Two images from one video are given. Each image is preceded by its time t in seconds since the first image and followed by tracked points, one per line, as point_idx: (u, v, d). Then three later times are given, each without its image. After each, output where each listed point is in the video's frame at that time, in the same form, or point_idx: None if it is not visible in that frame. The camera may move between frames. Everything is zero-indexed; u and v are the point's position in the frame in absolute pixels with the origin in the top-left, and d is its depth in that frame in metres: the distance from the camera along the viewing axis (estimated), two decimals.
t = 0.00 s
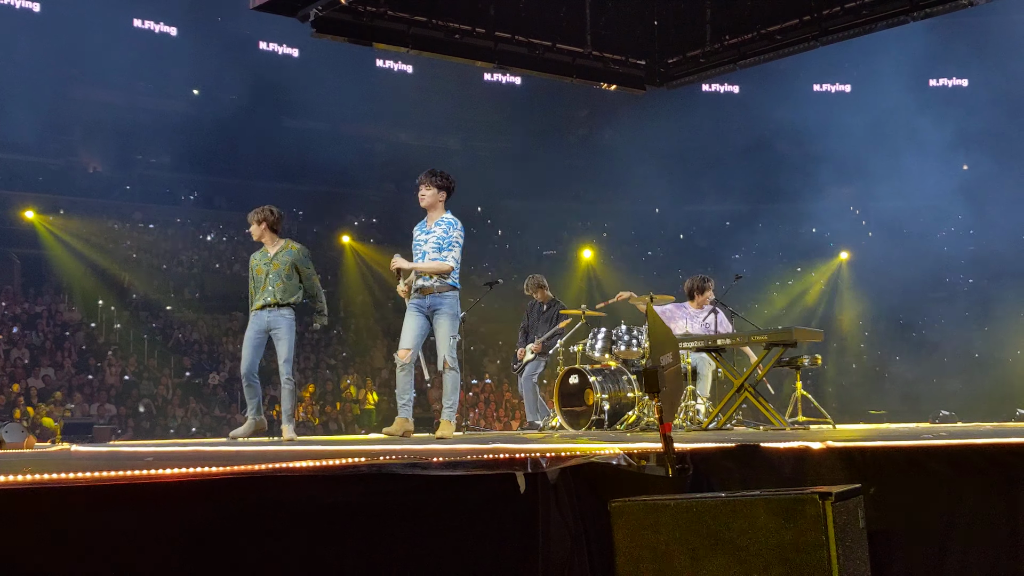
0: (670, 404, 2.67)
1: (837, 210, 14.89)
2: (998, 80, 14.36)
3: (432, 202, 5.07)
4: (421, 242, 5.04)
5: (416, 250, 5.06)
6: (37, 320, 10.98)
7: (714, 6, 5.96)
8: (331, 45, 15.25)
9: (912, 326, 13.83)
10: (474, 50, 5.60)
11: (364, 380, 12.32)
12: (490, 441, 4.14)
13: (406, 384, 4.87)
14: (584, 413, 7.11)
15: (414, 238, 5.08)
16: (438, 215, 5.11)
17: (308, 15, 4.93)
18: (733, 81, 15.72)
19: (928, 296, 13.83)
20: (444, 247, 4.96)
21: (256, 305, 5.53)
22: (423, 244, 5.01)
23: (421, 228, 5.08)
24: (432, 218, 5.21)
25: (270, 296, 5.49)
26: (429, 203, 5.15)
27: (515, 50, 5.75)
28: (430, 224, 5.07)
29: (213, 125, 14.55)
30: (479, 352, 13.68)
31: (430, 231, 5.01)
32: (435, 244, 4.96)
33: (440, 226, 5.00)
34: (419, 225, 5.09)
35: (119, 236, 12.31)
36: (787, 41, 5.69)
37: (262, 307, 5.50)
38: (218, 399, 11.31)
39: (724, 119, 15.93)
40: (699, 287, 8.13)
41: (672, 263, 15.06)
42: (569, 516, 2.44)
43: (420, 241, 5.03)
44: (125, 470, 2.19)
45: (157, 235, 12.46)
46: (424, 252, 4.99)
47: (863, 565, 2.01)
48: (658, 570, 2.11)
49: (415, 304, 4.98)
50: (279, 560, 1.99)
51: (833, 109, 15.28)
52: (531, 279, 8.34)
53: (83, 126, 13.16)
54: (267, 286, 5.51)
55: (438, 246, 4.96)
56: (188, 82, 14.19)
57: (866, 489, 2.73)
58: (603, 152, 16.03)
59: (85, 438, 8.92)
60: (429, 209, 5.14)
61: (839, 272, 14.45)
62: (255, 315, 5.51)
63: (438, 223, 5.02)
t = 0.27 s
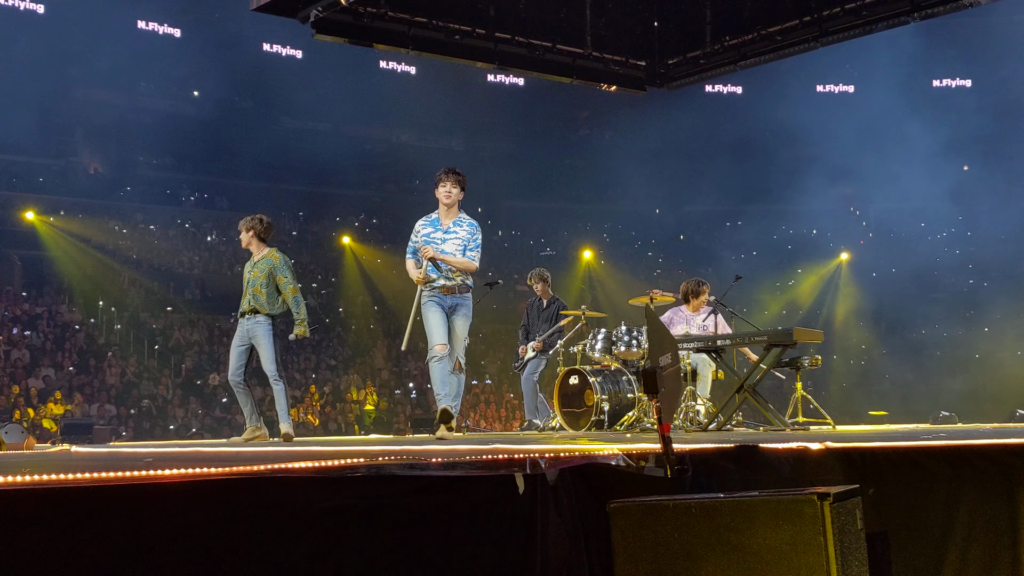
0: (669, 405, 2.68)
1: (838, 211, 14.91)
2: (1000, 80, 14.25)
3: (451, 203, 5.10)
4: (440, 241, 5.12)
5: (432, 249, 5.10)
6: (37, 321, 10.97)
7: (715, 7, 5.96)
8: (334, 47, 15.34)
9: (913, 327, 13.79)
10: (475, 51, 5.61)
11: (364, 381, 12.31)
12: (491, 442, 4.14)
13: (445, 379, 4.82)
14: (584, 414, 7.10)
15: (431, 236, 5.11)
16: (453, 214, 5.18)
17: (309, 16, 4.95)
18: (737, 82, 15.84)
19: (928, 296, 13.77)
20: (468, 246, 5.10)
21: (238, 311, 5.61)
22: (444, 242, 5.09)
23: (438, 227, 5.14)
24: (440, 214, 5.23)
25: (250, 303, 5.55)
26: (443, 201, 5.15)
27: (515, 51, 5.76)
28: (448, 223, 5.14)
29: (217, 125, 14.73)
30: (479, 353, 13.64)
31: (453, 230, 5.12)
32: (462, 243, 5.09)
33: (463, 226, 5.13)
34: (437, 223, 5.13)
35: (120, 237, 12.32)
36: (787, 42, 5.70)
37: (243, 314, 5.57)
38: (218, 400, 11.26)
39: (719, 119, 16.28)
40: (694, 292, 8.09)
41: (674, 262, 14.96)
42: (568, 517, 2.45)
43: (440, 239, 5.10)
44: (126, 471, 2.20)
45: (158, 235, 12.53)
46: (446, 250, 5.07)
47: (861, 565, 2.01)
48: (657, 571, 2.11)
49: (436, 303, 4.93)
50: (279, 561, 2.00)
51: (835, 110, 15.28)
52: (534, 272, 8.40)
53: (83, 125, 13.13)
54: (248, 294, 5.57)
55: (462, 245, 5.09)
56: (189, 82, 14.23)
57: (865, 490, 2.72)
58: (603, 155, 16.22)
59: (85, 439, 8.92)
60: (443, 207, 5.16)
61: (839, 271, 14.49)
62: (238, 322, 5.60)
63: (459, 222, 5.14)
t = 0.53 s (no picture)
0: (669, 406, 2.68)
1: (837, 211, 14.88)
2: (1000, 82, 14.37)
3: (462, 203, 5.09)
4: (455, 242, 5.10)
5: (448, 250, 5.09)
6: (38, 320, 10.95)
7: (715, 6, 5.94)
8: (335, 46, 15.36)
9: (913, 328, 13.74)
10: (475, 51, 5.61)
11: (365, 381, 12.32)
12: (491, 442, 4.14)
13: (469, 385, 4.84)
14: (584, 414, 7.11)
15: (446, 237, 5.10)
16: (462, 214, 5.19)
17: (309, 16, 4.94)
18: (740, 81, 15.67)
19: (928, 295, 13.73)
20: (483, 245, 5.14)
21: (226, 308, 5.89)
22: (460, 243, 5.10)
23: (451, 227, 5.13)
24: (448, 214, 5.21)
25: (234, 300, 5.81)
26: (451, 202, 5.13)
27: (515, 51, 5.76)
28: (460, 223, 5.15)
29: (217, 125, 14.69)
30: (480, 353, 13.62)
31: (467, 230, 5.14)
32: (478, 243, 5.12)
33: (475, 225, 5.17)
34: (450, 224, 5.13)
35: (120, 237, 12.32)
36: (788, 42, 5.70)
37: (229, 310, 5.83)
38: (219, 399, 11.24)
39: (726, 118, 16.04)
40: (697, 288, 8.13)
41: (675, 262, 14.91)
42: (567, 519, 2.45)
43: (456, 240, 5.10)
44: (128, 471, 2.20)
45: (159, 235, 12.55)
46: (463, 251, 5.08)
47: (863, 565, 2.01)
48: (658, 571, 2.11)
49: (456, 307, 4.95)
50: (279, 562, 1.99)
51: (837, 110, 15.25)
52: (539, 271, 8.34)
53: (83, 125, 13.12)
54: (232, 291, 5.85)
55: (477, 244, 5.13)
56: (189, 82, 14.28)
57: (866, 490, 2.72)
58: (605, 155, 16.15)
59: (85, 438, 8.91)
60: (452, 207, 5.14)
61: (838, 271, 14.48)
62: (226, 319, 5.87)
63: (471, 222, 5.18)
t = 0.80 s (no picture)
0: (674, 408, 2.68)
1: (836, 210, 14.90)
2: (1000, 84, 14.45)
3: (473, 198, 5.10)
4: (469, 239, 5.07)
5: (462, 247, 5.04)
6: (38, 321, 10.93)
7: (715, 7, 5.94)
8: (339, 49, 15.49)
9: (913, 327, 13.67)
10: (476, 52, 5.62)
11: (365, 381, 12.32)
12: (492, 443, 4.14)
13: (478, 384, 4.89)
14: (586, 414, 7.08)
15: (461, 235, 5.06)
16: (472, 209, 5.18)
17: (310, 16, 4.93)
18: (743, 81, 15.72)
19: (928, 295, 13.78)
20: (496, 239, 5.15)
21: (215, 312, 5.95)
22: (474, 239, 5.06)
23: (464, 224, 5.09)
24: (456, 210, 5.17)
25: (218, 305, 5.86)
26: (461, 197, 5.12)
27: (516, 52, 5.77)
28: (471, 218, 5.13)
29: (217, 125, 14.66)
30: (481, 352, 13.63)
31: (480, 225, 5.12)
32: (491, 236, 5.11)
33: (487, 220, 5.16)
34: (463, 221, 5.08)
35: (120, 238, 12.31)
36: (789, 42, 5.70)
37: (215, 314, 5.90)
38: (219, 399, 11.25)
39: (726, 117, 16.17)
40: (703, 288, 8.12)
41: (679, 261, 14.96)
42: (572, 520, 2.45)
43: (470, 237, 5.06)
44: (130, 472, 2.19)
45: (158, 236, 12.56)
46: (478, 247, 5.05)
47: (870, 568, 2.02)
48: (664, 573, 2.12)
49: (468, 309, 4.91)
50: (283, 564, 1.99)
51: (838, 110, 15.33)
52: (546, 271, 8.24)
53: (84, 125, 13.03)
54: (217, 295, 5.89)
55: (491, 238, 5.11)
56: (188, 84, 14.35)
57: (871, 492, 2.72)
58: (604, 156, 16.08)
59: (86, 438, 8.89)
60: (463, 202, 5.12)
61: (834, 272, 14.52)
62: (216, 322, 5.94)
63: (482, 217, 5.16)
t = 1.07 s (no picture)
0: (674, 409, 2.68)
1: (835, 211, 14.79)
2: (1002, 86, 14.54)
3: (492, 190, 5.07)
4: (486, 230, 5.03)
5: (476, 239, 5.01)
6: (37, 322, 10.91)
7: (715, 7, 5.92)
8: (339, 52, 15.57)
9: (914, 326, 13.71)
10: (475, 52, 5.61)
11: (363, 381, 12.31)
12: (491, 444, 4.14)
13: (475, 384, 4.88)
14: (585, 414, 7.02)
15: (479, 226, 5.01)
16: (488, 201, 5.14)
17: (308, 16, 4.92)
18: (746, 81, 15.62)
19: (930, 296, 13.72)
20: (507, 234, 5.16)
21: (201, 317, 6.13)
22: (491, 231, 5.04)
23: (481, 214, 5.03)
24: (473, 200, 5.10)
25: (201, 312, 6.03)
26: (480, 188, 5.07)
27: (515, 51, 5.76)
28: (488, 210, 5.09)
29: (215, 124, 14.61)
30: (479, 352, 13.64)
31: (497, 218, 5.09)
32: (506, 231, 5.12)
33: (503, 214, 5.14)
34: (482, 211, 5.03)
35: (118, 238, 12.29)
36: (788, 42, 5.70)
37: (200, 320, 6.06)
38: (218, 399, 11.33)
39: (727, 117, 15.94)
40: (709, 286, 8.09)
41: (673, 262, 14.77)
42: (572, 521, 2.44)
43: (488, 229, 5.03)
44: (129, 474, 2.19)
45: (157, 236, 12.44)
46: (493, 240, 5.05)
47: (872, 570, 2.01)
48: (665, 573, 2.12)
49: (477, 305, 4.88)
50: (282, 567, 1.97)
51: (843, 109, 15.17)
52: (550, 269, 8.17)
53: (79, 126, 13.14)
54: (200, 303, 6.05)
55: (504, 233, 5.12)
56: (185, 83, 14.33)
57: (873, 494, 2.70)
58: (603, 160, 16.04)
59: (84, 439, 8.88)
60: (481, 194, 5.07)
61: (837, 273, 14.35)
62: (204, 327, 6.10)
63: (497, 210, 5.14)
